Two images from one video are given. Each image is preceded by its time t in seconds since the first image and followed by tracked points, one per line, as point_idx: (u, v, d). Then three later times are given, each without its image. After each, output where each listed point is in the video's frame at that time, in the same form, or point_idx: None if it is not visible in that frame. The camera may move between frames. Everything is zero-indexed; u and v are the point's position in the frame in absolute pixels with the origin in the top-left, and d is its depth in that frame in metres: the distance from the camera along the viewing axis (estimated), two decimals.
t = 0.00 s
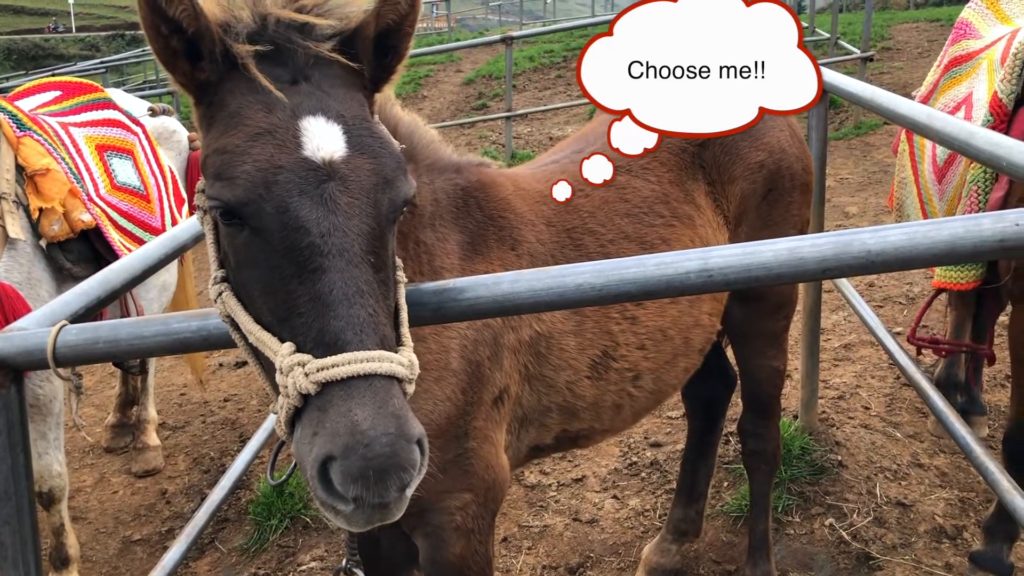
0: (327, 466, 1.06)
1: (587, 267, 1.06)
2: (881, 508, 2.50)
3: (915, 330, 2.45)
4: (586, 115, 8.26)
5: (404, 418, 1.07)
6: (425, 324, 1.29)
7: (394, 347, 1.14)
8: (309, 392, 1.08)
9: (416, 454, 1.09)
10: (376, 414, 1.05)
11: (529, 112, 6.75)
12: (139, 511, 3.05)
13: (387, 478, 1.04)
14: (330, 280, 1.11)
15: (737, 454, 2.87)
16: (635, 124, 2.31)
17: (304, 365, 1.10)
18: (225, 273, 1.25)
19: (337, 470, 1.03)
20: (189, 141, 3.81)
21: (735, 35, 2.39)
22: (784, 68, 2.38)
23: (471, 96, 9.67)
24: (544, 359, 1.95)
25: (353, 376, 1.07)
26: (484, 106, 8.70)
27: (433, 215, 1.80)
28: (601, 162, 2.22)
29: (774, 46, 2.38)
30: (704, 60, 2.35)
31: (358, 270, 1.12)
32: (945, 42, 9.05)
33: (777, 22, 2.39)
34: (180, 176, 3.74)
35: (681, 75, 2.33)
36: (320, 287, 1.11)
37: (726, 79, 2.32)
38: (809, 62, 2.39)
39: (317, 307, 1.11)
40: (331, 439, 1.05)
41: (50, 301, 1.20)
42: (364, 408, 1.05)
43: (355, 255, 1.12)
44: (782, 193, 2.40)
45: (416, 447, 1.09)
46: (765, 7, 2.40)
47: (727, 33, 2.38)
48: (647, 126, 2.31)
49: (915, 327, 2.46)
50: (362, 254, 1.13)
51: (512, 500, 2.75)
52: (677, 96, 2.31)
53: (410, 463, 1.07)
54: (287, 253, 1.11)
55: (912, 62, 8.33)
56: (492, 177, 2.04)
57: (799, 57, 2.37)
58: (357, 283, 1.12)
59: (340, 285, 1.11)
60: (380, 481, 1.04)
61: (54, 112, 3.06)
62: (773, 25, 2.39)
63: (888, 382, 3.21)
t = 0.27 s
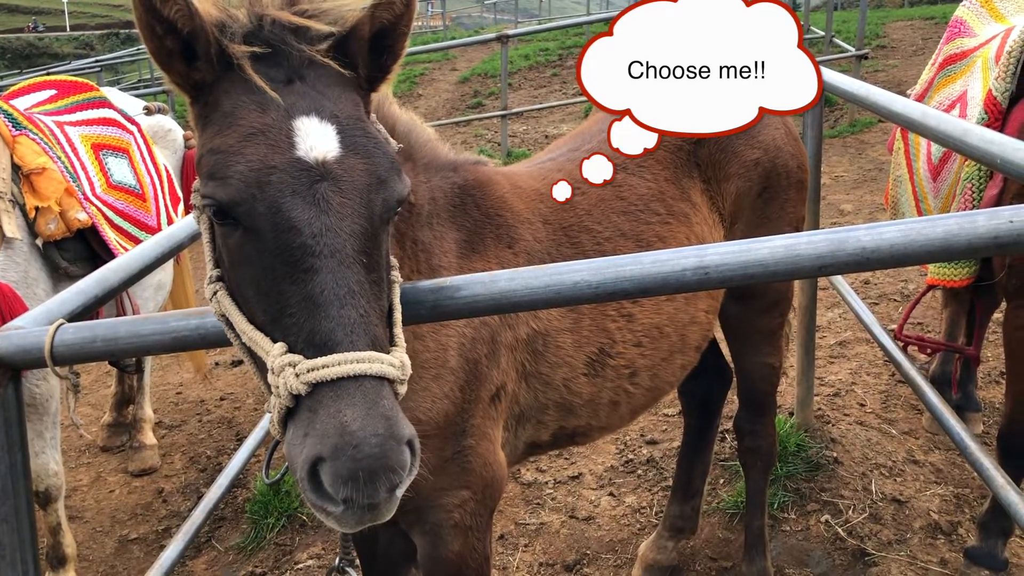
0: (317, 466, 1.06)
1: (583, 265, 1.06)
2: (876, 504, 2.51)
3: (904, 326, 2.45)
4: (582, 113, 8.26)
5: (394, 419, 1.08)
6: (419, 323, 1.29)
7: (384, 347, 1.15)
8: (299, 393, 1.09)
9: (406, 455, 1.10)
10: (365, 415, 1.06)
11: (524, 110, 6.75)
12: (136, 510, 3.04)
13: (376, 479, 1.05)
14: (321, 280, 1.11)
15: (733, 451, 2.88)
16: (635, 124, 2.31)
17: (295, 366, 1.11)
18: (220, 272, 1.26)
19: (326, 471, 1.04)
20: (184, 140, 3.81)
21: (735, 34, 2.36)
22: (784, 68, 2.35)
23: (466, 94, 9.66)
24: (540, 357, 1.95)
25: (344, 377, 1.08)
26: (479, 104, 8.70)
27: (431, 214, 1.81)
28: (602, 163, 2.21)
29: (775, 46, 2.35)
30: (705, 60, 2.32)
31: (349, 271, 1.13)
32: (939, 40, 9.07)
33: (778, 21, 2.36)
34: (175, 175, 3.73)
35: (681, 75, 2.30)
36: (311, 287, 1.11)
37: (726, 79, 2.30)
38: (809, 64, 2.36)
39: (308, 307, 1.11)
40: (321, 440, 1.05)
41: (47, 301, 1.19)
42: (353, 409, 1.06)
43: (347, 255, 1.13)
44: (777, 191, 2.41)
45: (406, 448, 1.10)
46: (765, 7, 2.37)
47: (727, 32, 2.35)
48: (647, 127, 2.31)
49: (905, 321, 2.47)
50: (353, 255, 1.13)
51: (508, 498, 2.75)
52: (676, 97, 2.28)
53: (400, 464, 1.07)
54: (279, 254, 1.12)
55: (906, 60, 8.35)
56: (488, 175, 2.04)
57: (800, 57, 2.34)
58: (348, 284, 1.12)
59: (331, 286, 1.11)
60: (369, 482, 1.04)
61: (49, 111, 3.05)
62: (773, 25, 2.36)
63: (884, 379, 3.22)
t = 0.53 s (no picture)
0: (317, 466, 1.07)
1: (584, 262, 1.06)
2: (875, 500, 2.52)
3: (911, 324, 2.46)
4: (580, 110, 8.26)
5: (394, 418, 1.08)
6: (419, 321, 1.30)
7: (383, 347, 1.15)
8: (300, 392, 1.09)
9: (407, 454, 1.10)
10: (365, 414, 1.06)
11: (522, 107, 6.75)
12: (135, 507, 3.05)
13: (376, 478, 1.05)
14: (321, 280, 1.11)
15: (732, 448, 2.88)
16: (635, 124, 2.30)
17: (296, 365, 1.11)
18: (221, 271, 1.26)
19: (326, 470, 1.05)
20: (183, 137, 3.81)
21: (734, 34, 2.35)
22: (785, 68, 2.33)
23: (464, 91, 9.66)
24: (541, 353, 1.95)
25: (343, 376, 1.08)
26: (477, 101, 8.70)
27: (431, 211, 1.81)
28: (601, 163, 2.21)
29: (775, 46, 2.34)
30: (704, 60, 2.31)
31: (349, 270, 1.13)
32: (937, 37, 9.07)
33: (778, 21, 2.35)
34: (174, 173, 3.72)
35: (681, 75, 2.29)
36: (312, 287, 1.11)
37: (726, 79, 2.30)
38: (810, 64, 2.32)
39: (308, 306, 1.11)
40: (321, 439, 1.06)
41: (48, 299, 1.19)
42: (353, 409, 1.06)
43: (347, 255, 1.13)
44: (776, 188, 2.41)
45: (406, 447, 1.10)
46: (765, 7, 2.37)
47: (726, 33, 2.35)
48: (647, 127, 2.31)
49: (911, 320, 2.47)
50: (353, 254, 1.14)
51: (508, 495, 2.76)
52: (676, 97, 2.28)
53: (400, 463, 1.08)
54: (279, 253, 1.12)
55: (904, 57, 8.35)
56: (488, 172, 2.04)
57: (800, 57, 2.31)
58: (348, 283, 1.12)
59: (332, 285, 1.12)
60: (369, 481, 1.05)
61: (49, 109, 3.04)
62: (773, 25, 2.36)
63: (882, 375, 3.22)
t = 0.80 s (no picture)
0: (319, 463, 1.07)
1: (587, 259, 1.06)
2: (875, 497, 2.53)
3: (921, 322, 2.46)
4: (580, 107, 8.25)
5: (395, 417, 1.08)
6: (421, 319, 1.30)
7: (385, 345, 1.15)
8: (301, 390, 1.09)
9: (408, 453, 1.10)
10: (366, 412, 1.06)
11: (523, 104, 6.75)
12: (136, 504, 3.05)
13: (377, 476, 1.05)
14: (323, 278, 1.11)
15: (732, 445, 2.89)
16: (635, 124, 2.29)
17: (297, 363, 1.11)
18: (223, 268, 1.26)
19: (327, 468, 1.05)
20: (183, 134, 3.81)
21: (734, 34, 2.34)
22: (785, 68, 2.32)
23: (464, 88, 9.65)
24: (542, 350, 1.95)
25: (345, 374, 1.08)
26: (477, 98, 8.69)
27: (432, 208, 1.81)
28: (601, 163, 2.20)
29: (775, 46, 2.34)
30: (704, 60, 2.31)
31: (351, 269, 1.13)
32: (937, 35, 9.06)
33: (778, 21, 2.35)
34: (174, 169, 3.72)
35: (681, 75, 2.29)
36: (313, 285, 1.11)
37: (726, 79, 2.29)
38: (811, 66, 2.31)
39: (310, 305, 1.11)
40: (322, 437, 1.06)
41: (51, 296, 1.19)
42: (354, 407, 1.06)
43: (349, 253, 1.13)
44: (777, 185, 2.42)
45: (408, 445, 1.10)
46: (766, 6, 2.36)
47: (726, 33, 2.34)
48: (647, 126, 2.30)
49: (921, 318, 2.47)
50: (355, 253, 1.13)
51: (509, 492, 2.76)
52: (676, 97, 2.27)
53: (401, 461, 1.08)
54: (281, 251, 1.12)
55: (904, 54, 8.34)
56: (489, 169, 2.04)
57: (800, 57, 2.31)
58: (350, 281, 1.12)
59: (334, 284, 1.12)
60: (370, 479, 1.05)
61: (49, 105, 3.04)
62: (772, 25, 2.35)
63: (882, 373, 3.23)
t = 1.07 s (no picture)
0: (311, 459, 1.07)
1: (587, 256, 1.06)
2: (874, 495, 2.53)
3: (912, 317, 2.45)
4: (580, 105, 8.24)
5: (388, 414, 1.08)
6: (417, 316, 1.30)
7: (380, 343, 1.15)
8: (295, 387, 1.10)
9: (401, 450, 1.10)
10: (359, 410, 1.06)
11: (523, 102, 6.74)
12: (135, 500, 3.05)
13: (370, 473, 1.05)
14: (319, 275, 1.12)
15: (731, 443, 2.89)
16: (635, 124, 2.29)
17: (292, 360, 1.11)
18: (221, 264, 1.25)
19: (320, 464, 1.05)
20: (183, 131, 3.81)
21: (734, 34, 2.34)
22: (785, 68, 2.33)
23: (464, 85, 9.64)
24: (542, 347, 1.96)
25: (339, 371, 1.09)
26: (477, 96, 8.69)
27: (433, 205, 1.80)
28: (602, 163, 2.19)
29: (775, 46, 2.34)
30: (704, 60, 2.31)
31: (347, 266, 1.13)
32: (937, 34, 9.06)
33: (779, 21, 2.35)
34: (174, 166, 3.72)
35: (681, 75, 2.29)
36: (309, 281, 1.11)
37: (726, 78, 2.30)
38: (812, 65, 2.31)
39: (305, 302, 1.11)
40: (315, 434, 1.06)
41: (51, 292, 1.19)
42: (347, 404, 1.07)
43: (345, 250, 1.13)
44: (776, 183, 2.42)
45: (401, 443, 1.10)
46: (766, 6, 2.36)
47: (726, 32, 2.34)
48: (647, 127, 2.30)
49: (912, 313, 2.46)
50: (351, 250, 1.14)
51: (508, 489, 2.76)
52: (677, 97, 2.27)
53: (394, 459, 1.08)
54: (278, 247, 1.12)
55: (904, 53, 8.34)
56: (489, 167, 2.04)
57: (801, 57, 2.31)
58: (346, 279, 1.13)
59: (329, 280, 1.12)
60: (362, 476, 1.05)
61: (49, 101, 3.04)
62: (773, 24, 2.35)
63: (882, 371, 3.23)
